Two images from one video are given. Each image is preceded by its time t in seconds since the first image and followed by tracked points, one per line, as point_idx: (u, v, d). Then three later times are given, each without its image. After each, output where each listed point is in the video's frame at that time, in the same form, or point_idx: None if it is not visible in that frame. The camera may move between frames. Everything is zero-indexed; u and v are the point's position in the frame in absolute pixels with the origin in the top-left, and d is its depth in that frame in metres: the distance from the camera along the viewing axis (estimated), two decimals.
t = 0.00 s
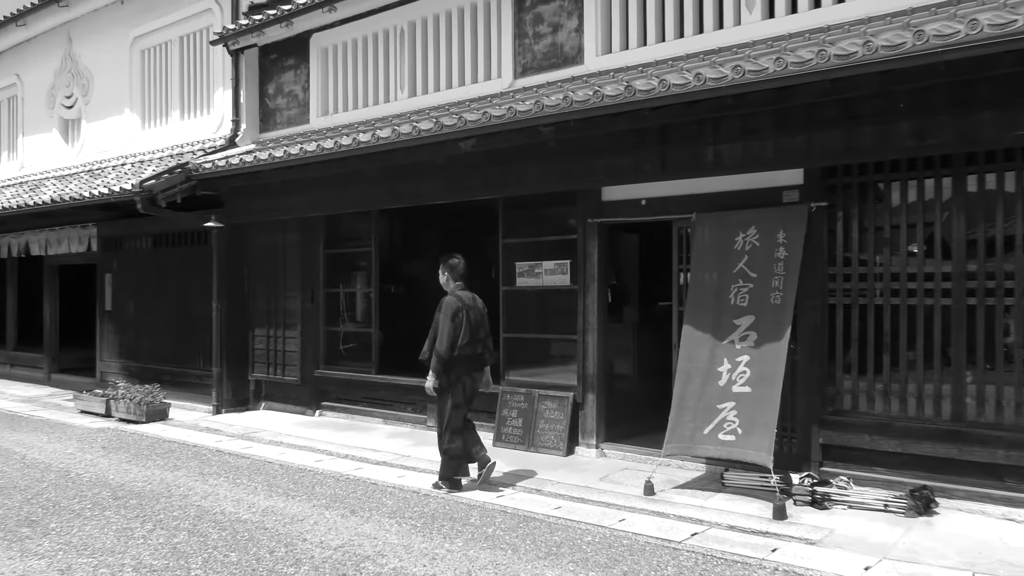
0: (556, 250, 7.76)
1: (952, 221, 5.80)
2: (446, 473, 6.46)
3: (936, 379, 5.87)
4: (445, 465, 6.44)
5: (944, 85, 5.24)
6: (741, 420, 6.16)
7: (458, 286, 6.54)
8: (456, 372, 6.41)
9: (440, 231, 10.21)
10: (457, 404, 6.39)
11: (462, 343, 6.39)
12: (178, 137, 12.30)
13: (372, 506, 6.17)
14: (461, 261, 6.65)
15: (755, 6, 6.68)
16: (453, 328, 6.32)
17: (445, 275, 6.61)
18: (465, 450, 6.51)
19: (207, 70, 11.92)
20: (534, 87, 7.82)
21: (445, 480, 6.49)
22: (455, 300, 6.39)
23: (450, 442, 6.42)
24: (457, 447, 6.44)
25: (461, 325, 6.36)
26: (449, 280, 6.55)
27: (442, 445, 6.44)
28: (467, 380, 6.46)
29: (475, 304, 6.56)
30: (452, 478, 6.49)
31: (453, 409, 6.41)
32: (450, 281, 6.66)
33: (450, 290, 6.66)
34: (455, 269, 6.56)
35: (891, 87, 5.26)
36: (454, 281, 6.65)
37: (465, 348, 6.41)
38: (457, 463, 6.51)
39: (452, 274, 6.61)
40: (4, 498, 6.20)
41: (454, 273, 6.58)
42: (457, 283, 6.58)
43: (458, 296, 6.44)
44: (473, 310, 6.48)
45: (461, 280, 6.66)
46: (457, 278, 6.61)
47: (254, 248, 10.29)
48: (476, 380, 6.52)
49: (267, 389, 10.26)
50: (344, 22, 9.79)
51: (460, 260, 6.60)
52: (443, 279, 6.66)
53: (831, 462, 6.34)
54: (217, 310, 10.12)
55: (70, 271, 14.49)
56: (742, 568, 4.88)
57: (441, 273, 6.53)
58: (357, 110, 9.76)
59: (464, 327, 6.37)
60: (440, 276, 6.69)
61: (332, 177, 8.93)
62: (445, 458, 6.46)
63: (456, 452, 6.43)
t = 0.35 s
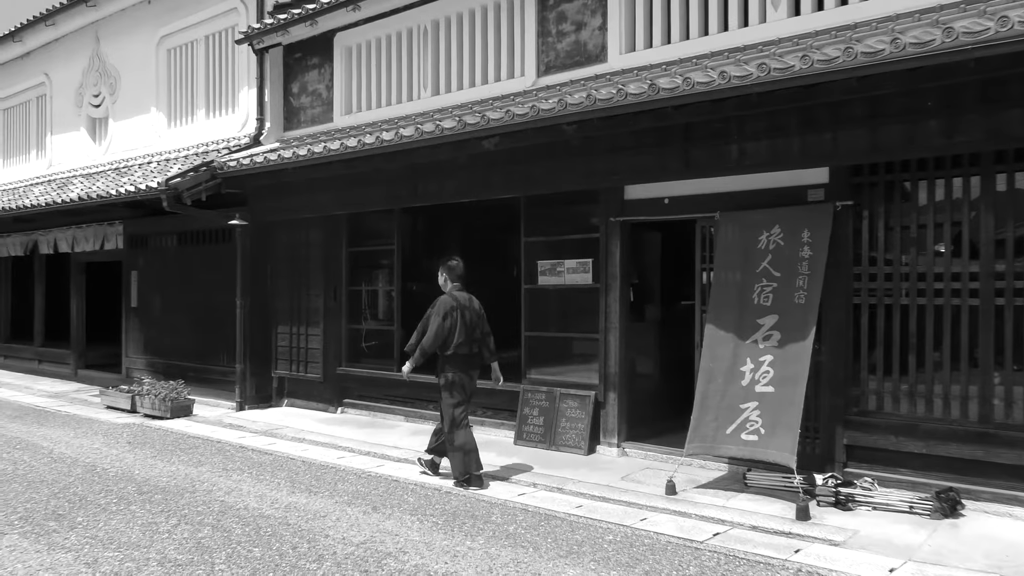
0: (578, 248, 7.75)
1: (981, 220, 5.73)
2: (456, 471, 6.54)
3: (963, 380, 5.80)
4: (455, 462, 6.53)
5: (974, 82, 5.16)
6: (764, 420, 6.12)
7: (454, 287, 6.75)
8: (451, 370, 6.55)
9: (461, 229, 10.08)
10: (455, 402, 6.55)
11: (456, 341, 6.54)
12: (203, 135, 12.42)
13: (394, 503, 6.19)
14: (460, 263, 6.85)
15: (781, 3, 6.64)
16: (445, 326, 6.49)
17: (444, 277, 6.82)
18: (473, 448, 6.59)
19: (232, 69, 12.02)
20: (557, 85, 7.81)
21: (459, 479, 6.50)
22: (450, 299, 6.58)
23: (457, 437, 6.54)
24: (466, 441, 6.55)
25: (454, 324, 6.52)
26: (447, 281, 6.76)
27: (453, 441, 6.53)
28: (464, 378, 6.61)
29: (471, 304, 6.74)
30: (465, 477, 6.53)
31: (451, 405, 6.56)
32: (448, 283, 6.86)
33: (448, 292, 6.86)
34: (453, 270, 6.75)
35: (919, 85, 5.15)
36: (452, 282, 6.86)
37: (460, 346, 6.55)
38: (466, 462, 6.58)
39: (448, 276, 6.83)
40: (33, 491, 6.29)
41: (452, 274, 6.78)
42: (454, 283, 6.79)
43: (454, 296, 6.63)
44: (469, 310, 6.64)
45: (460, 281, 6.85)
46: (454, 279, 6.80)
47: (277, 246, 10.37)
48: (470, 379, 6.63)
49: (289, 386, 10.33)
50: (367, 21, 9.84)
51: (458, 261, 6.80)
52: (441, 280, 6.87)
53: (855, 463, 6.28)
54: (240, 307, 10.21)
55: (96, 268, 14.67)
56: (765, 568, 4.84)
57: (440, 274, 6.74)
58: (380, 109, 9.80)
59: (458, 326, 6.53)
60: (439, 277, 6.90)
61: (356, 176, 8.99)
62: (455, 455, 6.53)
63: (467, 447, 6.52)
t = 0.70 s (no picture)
0: (592, 247, 7.75)
1: (999, 219, 5.68)
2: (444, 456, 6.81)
3: (980, 380, 5.75)
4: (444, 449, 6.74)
5: (993, 80, 5.10)
6: (779, 420, 6.10)
7: (447, 283, 6.92)
8: (444, 365, 6.73)
9: (476, 228, 10.08)
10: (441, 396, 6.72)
11: (449, 336, 6.71)
12: (218, 134, 12.49)
13: (408, 501, 6.21)
14: (452, 260, 7.05)
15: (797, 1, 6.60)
16: (440, 321, 6.67)
17: (437, 273, 6.98)
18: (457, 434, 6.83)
19: (247, 68, 12.08)
20: (571, 84, 7.81)
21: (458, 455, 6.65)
22: (443, 295, 6.75)
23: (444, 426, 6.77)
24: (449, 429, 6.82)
25: (447, 319, 6.70)
26: (440, 276, 6.93)
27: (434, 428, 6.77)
28: (456, 372, 6.81)
29: (463, 300, 6.93)
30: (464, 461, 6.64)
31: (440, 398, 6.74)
32: (441, 279, 7.01)
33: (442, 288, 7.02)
34: (447, 267, 6.94)
35: (937, 83, 5.10)
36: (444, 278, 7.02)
37: (452, 341, 6.74)
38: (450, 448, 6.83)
39: (442, 272, 6.99)
40: (51, 487, 6.34)
41: (445, 271, 6.96)
42: (447, 280, 6.96)
43: (448, 292, 6.83)
44: (461, 305, 6.84)
45: (452, 278, 7.05)
46: (447, 276, 6.96)
47: (292, 244, 10.41)
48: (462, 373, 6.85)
49: (304, 383, 10.38)
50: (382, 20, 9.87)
51: (451, 258, 7.00)
52: (434, 276, 7.03)
53: (871, 463, 6.24)
54: (255, 305, 10.26)
55: (112, 265, 14.77)
56: (780, 568, 4.82)
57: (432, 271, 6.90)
58: (395, 107, 9.83)
59: (452, 320, 6.72)
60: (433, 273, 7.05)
61: (371, 174, 9.03)
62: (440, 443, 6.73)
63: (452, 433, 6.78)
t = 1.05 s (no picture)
0: (601, 247, 7.74)
1: (1010, 220, 5.65)
2: (407, 450, 7.00)
3: (991, 382, 5.72)
4: (405, 444, 7.00)
5: (1005, 80, 5.08)
6: (789, 421, 6.08)
7: (433, 286, 7.06)
8: (434, 363, 6.91)
9: (485, 230, 10.11)
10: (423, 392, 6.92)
11: (438, 336, 6.86)
12: (228, 135, 12.55)
13: (417, 501, 6.21)
14: (435, 263, 7.15)
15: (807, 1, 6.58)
16: (431, 321, 6.81)
17: (421, 276, 7.10)
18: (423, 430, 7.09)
19: (257, 69, 12.12)
20: (581, 84, 7.81)
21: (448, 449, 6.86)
22: (431, 297, 6.88)
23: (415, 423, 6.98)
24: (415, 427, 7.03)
25: (437, 319, 6.84)
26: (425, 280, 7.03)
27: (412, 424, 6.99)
28: (442, 372, 6.95)
29: (449, 302, 7.07)
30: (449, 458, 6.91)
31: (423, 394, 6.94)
32: (426, 282, 7.15)
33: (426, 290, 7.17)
34: (431, 270, 7.05)
35: (949, 83, 5.07)
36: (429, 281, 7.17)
37: (441, 341, 6.89)
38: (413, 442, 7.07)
39: (426, 275, 7.12)
40: (62, 487, 6.37)
41: (430, 274, 7.08)
42: (432, 282, 7.11)
43: (434, 294, 6.94)
44: (448, 306, 6.99)
45: (436, 280, 7.17)
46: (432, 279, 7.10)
47: (301, 245, 10.44)
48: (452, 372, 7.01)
49: (313, 384, 10.40)
50: (392, 21, 9.89)
51: (434, 261, 7.09)
52: (419, 279, 7.15)
53: (881, 465, 6.21)
54: (265, 305, 10.29)
55: (122, 266, 14.83)
56: (790, 571, 4.80)
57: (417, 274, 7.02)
58: (404, 108, 9.85)
59: (441, 321, 6.85)
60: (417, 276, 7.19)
61: (380, 176, 9.06)
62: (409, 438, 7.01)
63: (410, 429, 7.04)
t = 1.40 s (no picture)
0: (598, 248, 7.75)
1: (1007, 222, 5.66)
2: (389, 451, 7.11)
3: (988, 383, 5.73)
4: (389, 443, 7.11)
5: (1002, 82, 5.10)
6: (785, 422, 6.08)
7: (400, 287, 7.19)
8: (398, 363, 7.07)
9: (484, 230, 10.05)
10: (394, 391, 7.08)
11: (403, 336, 7.04)
12: (224, 135, 12.53)
13: (413, 502, 6.20)
14: (403, 263, 7.29)
15: (805, 2, 6.59)
16: (397, 323, 6.97)
17: (389, 277, 7.23)
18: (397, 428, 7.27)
19: (255, 68, 12.11)
20: (579, 85, 7.81)
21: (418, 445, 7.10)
22: (397, 298, 7.03)
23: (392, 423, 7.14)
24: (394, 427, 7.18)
25: (402, 320, 7.01)
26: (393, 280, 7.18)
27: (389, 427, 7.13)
28: (408, 370, 7.14)
29: (415, 301, 7.23)
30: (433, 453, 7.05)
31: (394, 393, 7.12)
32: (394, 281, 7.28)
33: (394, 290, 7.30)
34: (399, 271, 7.20)
35: (947, 85, 5.07)
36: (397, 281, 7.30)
37: (406, 341, 7.08)
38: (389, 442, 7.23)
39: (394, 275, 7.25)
40: (57, 487, 6.35)
41: (398, 275, 7.20)
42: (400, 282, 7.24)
43: (400, 295, 7.10)
44: (414, 306, 7.17)
45: (404, 280, 7.30)
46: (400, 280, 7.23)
47: (298, 245, 10.43)
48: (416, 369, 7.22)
49: (309, 384, 10.39)
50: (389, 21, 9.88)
51: (403, 262, 7.23)
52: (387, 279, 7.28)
53: (877, 466, 6.22)
54: (262, 306, 10.28)
55: (119, 266, 14.79)
56: (786, 571, 4.80)
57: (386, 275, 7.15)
58: (401, 109, 9.85)
59: (406, 322, 7.05)
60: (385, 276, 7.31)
61: (379, 176, 9.05)
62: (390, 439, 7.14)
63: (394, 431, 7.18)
